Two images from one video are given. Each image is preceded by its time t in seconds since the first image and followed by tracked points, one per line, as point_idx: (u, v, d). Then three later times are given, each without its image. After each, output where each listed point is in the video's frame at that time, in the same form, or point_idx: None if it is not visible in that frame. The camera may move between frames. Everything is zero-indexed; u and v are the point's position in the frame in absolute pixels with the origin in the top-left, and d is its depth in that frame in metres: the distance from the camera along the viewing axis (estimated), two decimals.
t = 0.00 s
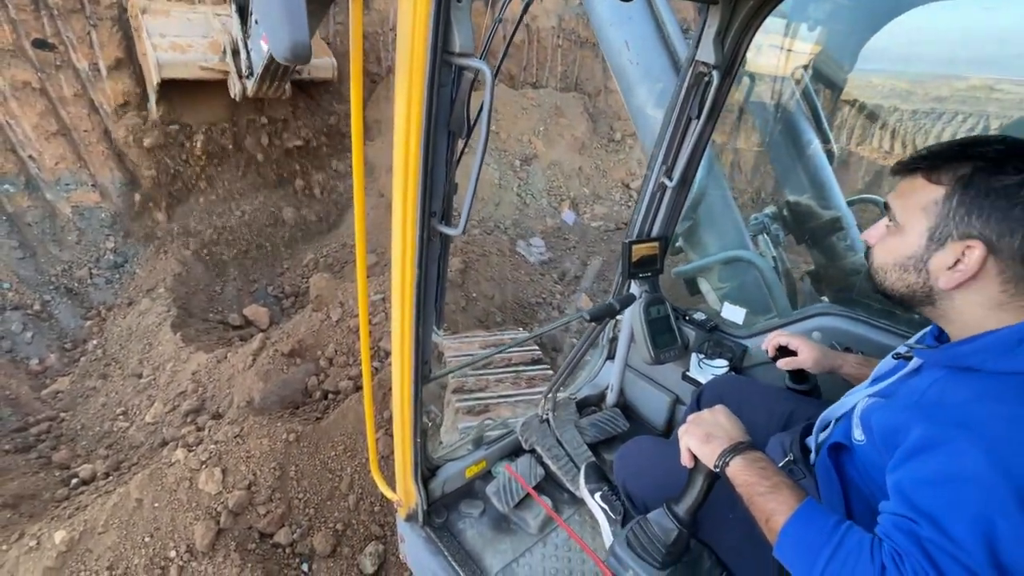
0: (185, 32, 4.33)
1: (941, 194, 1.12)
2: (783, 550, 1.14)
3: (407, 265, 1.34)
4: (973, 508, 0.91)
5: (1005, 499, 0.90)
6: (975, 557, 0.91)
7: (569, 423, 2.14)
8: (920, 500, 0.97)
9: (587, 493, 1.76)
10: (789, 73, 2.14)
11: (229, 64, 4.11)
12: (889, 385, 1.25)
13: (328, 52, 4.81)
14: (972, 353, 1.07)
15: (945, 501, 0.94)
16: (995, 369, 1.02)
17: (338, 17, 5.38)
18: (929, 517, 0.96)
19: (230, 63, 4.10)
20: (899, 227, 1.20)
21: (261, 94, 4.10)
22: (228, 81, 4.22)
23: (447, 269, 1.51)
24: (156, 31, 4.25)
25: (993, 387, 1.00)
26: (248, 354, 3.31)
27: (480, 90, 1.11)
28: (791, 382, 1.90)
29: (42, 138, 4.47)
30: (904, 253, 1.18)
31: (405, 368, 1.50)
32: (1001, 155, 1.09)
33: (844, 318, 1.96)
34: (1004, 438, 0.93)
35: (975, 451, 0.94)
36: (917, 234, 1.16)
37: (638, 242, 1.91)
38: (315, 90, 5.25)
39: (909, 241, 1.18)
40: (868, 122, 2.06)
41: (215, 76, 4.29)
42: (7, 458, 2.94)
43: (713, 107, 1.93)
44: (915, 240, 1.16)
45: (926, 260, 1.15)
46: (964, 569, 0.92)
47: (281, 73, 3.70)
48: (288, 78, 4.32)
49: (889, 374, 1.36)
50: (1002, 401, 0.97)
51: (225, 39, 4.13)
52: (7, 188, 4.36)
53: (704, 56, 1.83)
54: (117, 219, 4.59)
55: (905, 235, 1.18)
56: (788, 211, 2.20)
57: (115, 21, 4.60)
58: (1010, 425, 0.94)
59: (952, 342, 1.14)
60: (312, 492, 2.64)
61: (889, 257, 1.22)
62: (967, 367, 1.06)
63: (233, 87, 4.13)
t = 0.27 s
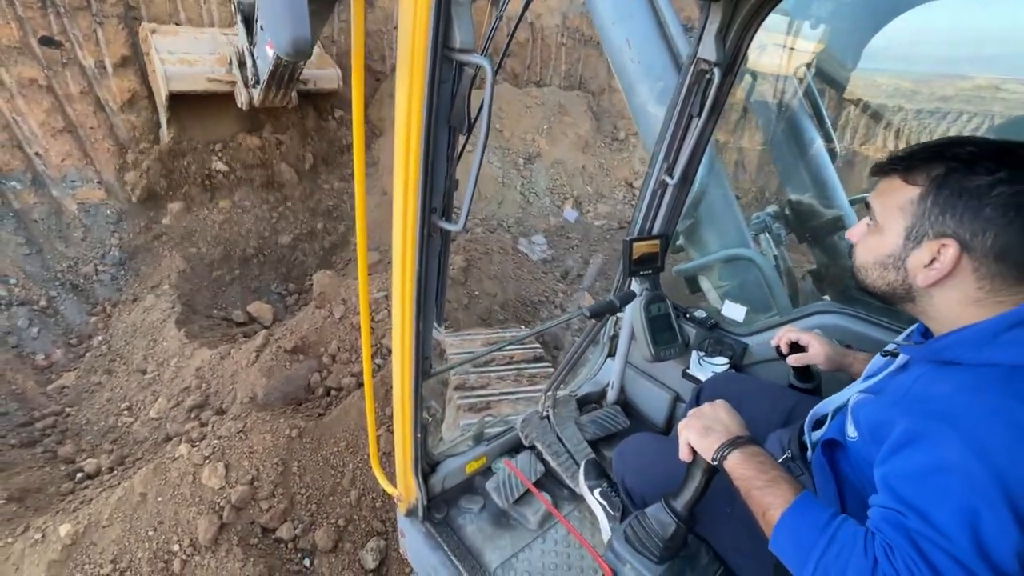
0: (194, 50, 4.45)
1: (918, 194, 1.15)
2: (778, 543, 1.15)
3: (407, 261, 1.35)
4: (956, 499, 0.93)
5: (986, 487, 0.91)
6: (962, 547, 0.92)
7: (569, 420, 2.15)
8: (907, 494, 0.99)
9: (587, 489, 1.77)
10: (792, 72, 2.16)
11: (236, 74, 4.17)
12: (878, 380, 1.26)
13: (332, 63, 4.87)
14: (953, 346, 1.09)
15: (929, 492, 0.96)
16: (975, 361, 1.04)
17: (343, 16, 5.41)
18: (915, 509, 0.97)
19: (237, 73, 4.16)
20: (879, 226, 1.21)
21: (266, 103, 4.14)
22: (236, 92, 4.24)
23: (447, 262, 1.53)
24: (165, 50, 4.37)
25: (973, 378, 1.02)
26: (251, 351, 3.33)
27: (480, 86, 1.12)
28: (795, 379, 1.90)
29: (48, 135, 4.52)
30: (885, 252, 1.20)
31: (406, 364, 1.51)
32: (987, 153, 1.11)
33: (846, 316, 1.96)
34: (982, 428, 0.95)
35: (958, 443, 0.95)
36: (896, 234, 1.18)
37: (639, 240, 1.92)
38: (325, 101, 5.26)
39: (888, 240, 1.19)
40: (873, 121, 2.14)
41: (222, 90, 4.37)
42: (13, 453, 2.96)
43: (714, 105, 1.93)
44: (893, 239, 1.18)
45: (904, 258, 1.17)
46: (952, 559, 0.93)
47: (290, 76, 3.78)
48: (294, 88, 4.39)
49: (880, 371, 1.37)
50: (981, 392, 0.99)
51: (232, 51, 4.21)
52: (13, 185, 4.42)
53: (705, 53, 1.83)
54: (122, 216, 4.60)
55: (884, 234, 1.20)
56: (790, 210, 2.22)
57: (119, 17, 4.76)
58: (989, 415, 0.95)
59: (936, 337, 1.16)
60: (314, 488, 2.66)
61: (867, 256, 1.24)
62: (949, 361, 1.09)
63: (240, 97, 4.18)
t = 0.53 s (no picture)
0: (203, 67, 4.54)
1: (892, 194, 1.16)
2: (773, 539, 1.17)
3: (408, 259, 1.37)
4: (934, 492, 0.94)
5: (961, 477, 0.92)
6: (943, 539, 0.93)
7: (569, 419, 2.16)
8: (888, 488, 1.00)
9: (588, 488, 1.77)
10: (796, 71, 2.19)
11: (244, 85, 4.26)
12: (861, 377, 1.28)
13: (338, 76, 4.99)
14: (927, 340, 1.10)
15: (907, 486, 0.97)
16: (946, 353, 1.06)
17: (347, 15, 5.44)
18: (896, 503, 0.98)
19: (245, 85, 4.25)
20: (857, 224, 1.23)
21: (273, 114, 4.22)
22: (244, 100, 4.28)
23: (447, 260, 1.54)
24: (175, 66, 4.44)
25: (945, 370, 1.04)
26: (254, 348, 3.34)
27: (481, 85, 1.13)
28: (796, 379, 1.89)
29: (54, 132, 4.57)
30: (863, 250, 1.21)
31: (406, 362, 1.52)
32: (972, 153, 1.12)
33: (845, 316, 1.95)
34: (952, 419, 0.96)
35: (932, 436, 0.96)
36: (872, 232, 1.19)
37: (640, 239, 1.93)
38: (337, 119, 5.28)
39: (864, 238, 1.21)
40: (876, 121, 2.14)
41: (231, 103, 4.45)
42: (18, 448, 2.99)
43: (716, 104, 1.93)
44: (870, 238, 1.20)
45: (880, 256, 1.19)
46: (934, 551, 0.94)
47: (296, 83, 3.87)
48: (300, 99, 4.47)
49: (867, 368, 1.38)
50: (953, 383, 1.00)
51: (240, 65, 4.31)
52: (19, 181, 4.47)
53: (707, 53, 1.84)
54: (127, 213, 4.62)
55: (861, 233, 1.21)
56: (792, 210, 2.23)
57: (125, 15, 4.79)
58: (960, 405, 0.97)
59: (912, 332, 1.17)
60: (316, 485, 2.67)
61: (847, 254, 1.25)
62: (925, 355, 1.10)
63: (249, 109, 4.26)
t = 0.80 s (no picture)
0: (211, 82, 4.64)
1: (903, 191, 1.16)
2: (773, 539, 1.16)
3: (409, 258, 1.37)
4: (936, 492, 0.94)
5: (963, 479, 0.92)
6: (943, 540, 0.93)
7: (570, 418, 2.16)
8: (890, 488, 1.00)
9: (588, 487, 1.77)
10: (800, 70, 2.19)
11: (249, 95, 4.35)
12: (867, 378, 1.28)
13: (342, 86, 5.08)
14: (935, 341, 1.10)
15: (909, 487, 0.97)
16: (953, 355, 1.06)
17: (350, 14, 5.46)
18: (897, 504, 0.98)
19: (250, 95, 4.34)
20: (866, 222, 1.23)
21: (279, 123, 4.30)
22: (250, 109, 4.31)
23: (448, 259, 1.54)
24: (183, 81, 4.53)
25: (951, 371, 1.04)
26: (256, 345, 3.35)
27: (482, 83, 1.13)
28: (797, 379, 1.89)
29: (58, 130, 4.61)
30: (871, 248, 1.22)
31: (407, 359, 1.52)
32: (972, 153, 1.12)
33: (848, 316, 1.94)
34: (957, 420, 0.96)
35: (935, 436, 0.96)
36: (881, 230, 1.20)
37: (641, 238, 1.92)
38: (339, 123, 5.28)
39: (874, 237, 1.21)
40: (880, 122, 2.12)
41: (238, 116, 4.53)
42: (21, 444, 3.00)
43: (718, 103, 1.93)
44: (880, 236, 1.20)
45: (889, 254, 1.19)
46: (934, 552, 0.94)
47: (301, 88, 3.96)
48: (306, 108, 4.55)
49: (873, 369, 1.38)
50: (958, 384, 1.01)
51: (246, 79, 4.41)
52: (24, 178, 4.51)
53: (710, 51, 1.84)
54: (130, 209, 4.70)
55: (870, 231, 1.22)
56: (796, 209, 2.19)
57: (129, 13, 4.83)
58: (964, 407, 0.97)
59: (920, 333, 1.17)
60: (317, 482, 2.68)
61: (855, 253, 1.26)
62: (932, 356, 1.10)
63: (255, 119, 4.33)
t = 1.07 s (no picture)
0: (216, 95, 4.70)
1: (936, 193, 1.13)
2: (772, 542, 1.17)
3: (409, 257, 1.37)
4: (947, 503, 0.93)
5: (978, 492, 0.92)
6: (950, 550, 0.93)
7: (570, 418, 2.17)
8: (900, 496, 1.00)
9: (587, 487, 1.78)
10: (801, 69, 2.16)
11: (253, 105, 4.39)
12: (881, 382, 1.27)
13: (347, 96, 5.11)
14: (959, 350, 1.09)
15: (920, 496, 0.97)
16: (977, 365, 1.05)
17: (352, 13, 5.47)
18: (907, 512, 0.98)
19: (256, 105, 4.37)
20: (894, 223, 1.21)
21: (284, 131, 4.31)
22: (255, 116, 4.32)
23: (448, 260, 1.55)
24: (188, 94, 4.60)
25: (972, 382, 1.03)
26: (257, 344, 3.35)
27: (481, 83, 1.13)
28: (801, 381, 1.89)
29: (60, 127, 4.65)
30: (897, 250, 1.19)
31: (407, 358, 1.52)
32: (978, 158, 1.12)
33: (849, 316, 1.93)
34: (976, 432, 0.96)
35: (951, 447, 0.96)
36: (910, 232, 1.17)
37: (641, 238, 1.93)
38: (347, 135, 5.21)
39: (902, 238, 1.19)
40: (882, 122, 2.12)
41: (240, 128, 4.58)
42: (23, 441, 3.01)
43: (719, 103, 1.93)
44: (909, 237, 1.17)
45: (918, 258, 1.16)
46: (940, 561, 0.94)
47: (305, 94, 3.99)
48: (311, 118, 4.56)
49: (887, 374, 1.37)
50: (980, 396, 1.00)
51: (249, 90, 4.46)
52: (25, 176, 4.53)
53: (711, 51, 1.84)
54: (130, 207, 4.76)
55: (899, 232, 1.19)
56: (797, 209, 2.17)
57: (131, 11, 4.84)
58: (984, 420, 0.96)
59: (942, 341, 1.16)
60: (318, 481, 2.69)
61: (881, 254, 1.23)
62: (954, 365, 1.09)
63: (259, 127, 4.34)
